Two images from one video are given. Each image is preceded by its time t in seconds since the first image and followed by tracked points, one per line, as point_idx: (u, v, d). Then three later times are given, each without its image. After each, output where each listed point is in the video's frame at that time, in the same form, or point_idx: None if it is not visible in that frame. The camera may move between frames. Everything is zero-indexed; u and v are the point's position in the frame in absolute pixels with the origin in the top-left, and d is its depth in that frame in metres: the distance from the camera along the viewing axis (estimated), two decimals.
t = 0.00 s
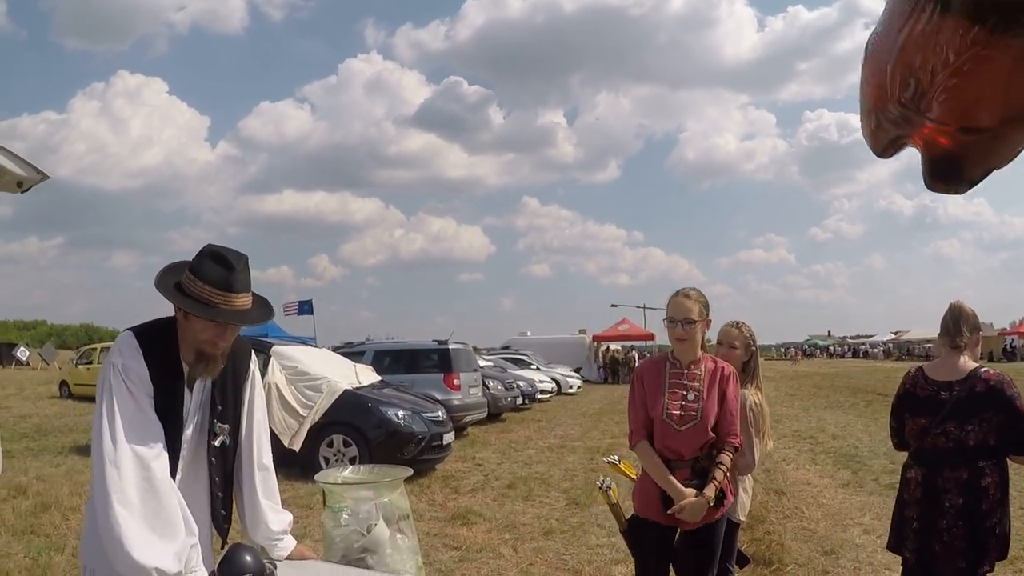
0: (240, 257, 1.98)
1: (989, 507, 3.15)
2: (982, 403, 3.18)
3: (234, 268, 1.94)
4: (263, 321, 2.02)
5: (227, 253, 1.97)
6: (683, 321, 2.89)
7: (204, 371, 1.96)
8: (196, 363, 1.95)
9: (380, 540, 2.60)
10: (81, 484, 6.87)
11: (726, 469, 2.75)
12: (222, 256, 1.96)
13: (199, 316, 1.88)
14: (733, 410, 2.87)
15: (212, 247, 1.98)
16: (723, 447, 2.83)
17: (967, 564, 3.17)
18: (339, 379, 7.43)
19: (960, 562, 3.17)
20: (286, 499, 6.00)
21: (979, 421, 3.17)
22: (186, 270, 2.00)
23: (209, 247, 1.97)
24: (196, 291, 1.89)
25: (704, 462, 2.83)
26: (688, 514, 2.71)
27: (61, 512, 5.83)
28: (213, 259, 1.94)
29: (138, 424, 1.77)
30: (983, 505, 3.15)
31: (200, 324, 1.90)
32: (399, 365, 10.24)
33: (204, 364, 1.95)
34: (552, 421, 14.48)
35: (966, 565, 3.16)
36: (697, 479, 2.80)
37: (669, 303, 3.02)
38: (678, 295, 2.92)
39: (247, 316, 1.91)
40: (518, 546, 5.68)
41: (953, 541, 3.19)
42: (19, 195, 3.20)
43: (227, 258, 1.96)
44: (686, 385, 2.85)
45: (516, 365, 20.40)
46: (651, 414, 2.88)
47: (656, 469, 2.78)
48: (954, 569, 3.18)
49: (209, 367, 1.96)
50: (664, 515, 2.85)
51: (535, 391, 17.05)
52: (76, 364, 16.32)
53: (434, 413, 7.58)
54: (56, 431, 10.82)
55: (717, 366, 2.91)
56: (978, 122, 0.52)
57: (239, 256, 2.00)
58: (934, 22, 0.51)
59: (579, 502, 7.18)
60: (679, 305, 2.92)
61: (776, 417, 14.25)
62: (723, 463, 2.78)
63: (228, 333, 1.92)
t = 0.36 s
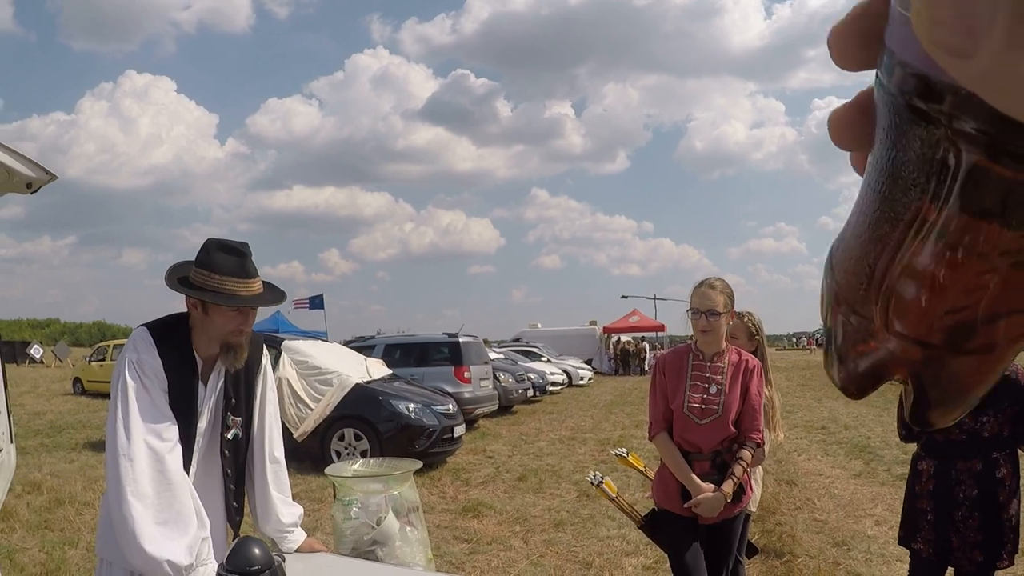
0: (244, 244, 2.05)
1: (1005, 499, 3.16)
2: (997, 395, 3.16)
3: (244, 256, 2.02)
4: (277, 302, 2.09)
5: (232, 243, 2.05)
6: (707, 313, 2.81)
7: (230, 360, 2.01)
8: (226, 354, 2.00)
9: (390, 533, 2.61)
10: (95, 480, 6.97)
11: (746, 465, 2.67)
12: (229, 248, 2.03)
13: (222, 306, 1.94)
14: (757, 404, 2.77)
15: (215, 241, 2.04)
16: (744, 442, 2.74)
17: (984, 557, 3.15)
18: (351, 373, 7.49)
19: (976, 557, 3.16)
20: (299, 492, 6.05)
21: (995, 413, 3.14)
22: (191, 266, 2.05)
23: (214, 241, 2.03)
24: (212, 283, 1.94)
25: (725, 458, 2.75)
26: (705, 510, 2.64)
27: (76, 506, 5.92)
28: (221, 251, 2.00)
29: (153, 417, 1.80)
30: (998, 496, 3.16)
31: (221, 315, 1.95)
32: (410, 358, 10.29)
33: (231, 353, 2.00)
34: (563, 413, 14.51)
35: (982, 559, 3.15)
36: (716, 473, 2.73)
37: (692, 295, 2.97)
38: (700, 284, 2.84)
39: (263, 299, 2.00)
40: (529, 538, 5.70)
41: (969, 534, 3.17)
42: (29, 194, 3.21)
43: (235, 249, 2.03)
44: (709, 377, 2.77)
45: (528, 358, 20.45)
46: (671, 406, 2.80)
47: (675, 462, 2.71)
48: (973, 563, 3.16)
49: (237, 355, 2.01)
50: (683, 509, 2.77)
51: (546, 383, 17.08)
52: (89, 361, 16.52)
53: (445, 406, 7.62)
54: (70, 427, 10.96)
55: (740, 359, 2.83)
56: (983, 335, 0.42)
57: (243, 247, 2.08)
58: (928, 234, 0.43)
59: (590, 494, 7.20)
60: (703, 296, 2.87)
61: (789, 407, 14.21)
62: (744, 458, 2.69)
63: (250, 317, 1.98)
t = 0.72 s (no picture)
0: (289, 241, 2.06)
1: None
2: None
3: (292, 255, 2.04)
4: (320, 301, 2.14)
5: (278, 241, 2.05)
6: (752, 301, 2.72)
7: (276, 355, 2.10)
8: (271, 349, 2.09)
9: (427, 521, 2.65)
10: (137, 473, 7.20)
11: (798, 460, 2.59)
12: (276, 246, 2.04)
13: (272, 306, 1.97)
14: (811, 396, 2.66)
15: (260, 237, 2.04)
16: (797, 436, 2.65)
17: None
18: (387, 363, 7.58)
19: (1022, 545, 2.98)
20: (339, 482, 6.17)
21: None
22: (236, 262, 2.05)
23: (261, 238, 2.03)
24: (263, 284, 1.95)
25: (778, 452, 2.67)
26: (756, 510, 2.57)
27: (119, 500, 6.12)
28: (270, 250, 2.01)
29: (197, 410, 1.85)
30: None
31: (270, 315, 1.99)
32: (447, 348, 10.37)
33: (276, 348, 2.09)
34: (600, 399, 14.47)
35: None
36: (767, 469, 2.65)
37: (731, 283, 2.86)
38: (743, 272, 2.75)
39: (310, 299, 2.04)
40: (566, 525, 5.73)
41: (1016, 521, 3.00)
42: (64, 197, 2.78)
43: (282, 247, 2.04)
44: (759, 368, 2.69)
45: (563, 345, 20.42)
46: (720, 399, 2.74)
47: (723, 457, 2.66)
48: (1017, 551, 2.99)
49: (282, 350, 2.10)
50: (732, 507, 2.71)
51: (582, 370, 17.04)
52: (132, 358, 17.00)
53: (482, 394, 7.67)
54: (112, 423, 11.29)
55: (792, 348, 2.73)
56: None
57: (288, 243, 2.08)
58: None
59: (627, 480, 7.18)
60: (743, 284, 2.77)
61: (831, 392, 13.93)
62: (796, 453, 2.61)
63: (298, 317, 2.04)
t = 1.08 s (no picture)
0: (325, 205, 2.05)
1: None
2: None
3: (328, 218, 2.03)
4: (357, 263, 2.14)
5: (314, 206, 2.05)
6: (803, 262, 2.60)
7: (320, 319, 2.10)
8: (316, 313, 2.09)
9: (475, 490, 2.68)
10: (186, 450, 7.47)
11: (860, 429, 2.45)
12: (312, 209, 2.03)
13: (312, 265, 1.98)
14: (875, 359, 2.50)
15: (292, 205, 2.04)
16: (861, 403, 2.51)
17: None
18: (433, 334, 7.64)
19: None
20: (389, 453, 6.30)
21: None
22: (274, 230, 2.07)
23: (295, 205, 2.03)
24: (301, 247, 1.96)
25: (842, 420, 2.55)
26: (814, 481, 2.47)
27: (170, 476, 6.39)
28: (307, 214, 2.01)
29: (246, 383, 1.90)
30: None
31: (312, 277, 2.00)
32: (494, 317, 10.42)
33: (320, 312, 2.09)
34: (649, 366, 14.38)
35: None
36: (829, 438, 2.55)
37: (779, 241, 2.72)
38: (792, 232, 2.64)
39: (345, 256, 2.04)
40: (615, 492, 5.75)
41: None
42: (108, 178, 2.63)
43: (317, 210, 2.03)
44: (818, 331, 2.61)
45: (609, 312, 20.28)
46: (781, 363, 2.70)
47: (781, 421, 2.63)
48: None
49: (326, 314, 2.10)
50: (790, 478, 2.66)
51: (629, 337, 16.93)
52: (180, 337, 17.58)
53: (528, 362, 7.70)
54: (162, 401, 11.71)
55: (855, 308, 2.59)
56: None
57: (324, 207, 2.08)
58: None
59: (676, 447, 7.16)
60: (790, 243, 2.63)
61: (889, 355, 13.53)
62: (858, 420, 2.47)
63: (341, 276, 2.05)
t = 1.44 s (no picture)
0: (343, 199, 2.04)
1: None
2: None
3: (344, 211, 2.03)
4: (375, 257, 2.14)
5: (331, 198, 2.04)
6: (827, 244, 2.55)
7: (336, 314, 2.10)
8: (331, 307, 2.09)
9: (496, 481, 2.67)
10: (207, 444, 7.58)
11: (880, 418, 2.36)
12: (328, 202, 2.03)
13: (327, 259, 1.98)
14: (903, 347, 2.37)
15: (311, 197, 2.03)
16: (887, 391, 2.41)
17: None
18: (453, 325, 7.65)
19: None
20: (410, 445, 6.33)
21: None
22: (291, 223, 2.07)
23: (312, 197, 2.02)
24: (316, 240, 1.96)
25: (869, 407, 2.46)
26: (832, 469, 2.45)
27: (190, 471, 6.49)
28: (323, 206, 2.00)
29: (263, 377, 1.91)
30: None
31: (328, 270, 2.00)
32: (514, 307, 10.41)
33: (335, 307, 2.09)
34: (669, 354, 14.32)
35: None
36: (854, 425, 2.51)
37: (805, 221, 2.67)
38: (815, 213, 2.59)
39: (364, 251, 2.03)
40: (636, 481, 5.72)
41: None
42: (122, 171, 2.64)
43: (333, 203, 2.02)
44: (848, 313, 2.56)
45: (630, 301, 20.22)
46: (812, 346, 2.68)
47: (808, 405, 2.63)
48: None
49: (343, 308, 2.09)
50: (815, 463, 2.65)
51: (650, 325, 16.86)
52: (201, 330, 17.80)
53: (548, 352, 7.70)
54: (183, 395, 11.89)
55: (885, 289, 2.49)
56: None
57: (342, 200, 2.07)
58: None
59: (697, 435, 7.11)
60: (813, 225, 2.58)
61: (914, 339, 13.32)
62: (881, 408, 2.37)
63: (357, 271, 2.04)
